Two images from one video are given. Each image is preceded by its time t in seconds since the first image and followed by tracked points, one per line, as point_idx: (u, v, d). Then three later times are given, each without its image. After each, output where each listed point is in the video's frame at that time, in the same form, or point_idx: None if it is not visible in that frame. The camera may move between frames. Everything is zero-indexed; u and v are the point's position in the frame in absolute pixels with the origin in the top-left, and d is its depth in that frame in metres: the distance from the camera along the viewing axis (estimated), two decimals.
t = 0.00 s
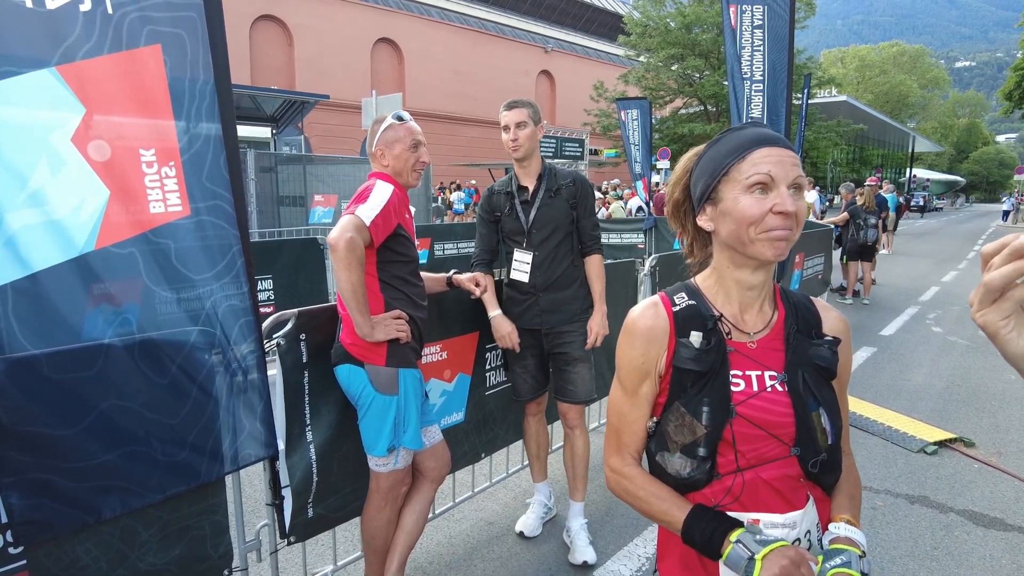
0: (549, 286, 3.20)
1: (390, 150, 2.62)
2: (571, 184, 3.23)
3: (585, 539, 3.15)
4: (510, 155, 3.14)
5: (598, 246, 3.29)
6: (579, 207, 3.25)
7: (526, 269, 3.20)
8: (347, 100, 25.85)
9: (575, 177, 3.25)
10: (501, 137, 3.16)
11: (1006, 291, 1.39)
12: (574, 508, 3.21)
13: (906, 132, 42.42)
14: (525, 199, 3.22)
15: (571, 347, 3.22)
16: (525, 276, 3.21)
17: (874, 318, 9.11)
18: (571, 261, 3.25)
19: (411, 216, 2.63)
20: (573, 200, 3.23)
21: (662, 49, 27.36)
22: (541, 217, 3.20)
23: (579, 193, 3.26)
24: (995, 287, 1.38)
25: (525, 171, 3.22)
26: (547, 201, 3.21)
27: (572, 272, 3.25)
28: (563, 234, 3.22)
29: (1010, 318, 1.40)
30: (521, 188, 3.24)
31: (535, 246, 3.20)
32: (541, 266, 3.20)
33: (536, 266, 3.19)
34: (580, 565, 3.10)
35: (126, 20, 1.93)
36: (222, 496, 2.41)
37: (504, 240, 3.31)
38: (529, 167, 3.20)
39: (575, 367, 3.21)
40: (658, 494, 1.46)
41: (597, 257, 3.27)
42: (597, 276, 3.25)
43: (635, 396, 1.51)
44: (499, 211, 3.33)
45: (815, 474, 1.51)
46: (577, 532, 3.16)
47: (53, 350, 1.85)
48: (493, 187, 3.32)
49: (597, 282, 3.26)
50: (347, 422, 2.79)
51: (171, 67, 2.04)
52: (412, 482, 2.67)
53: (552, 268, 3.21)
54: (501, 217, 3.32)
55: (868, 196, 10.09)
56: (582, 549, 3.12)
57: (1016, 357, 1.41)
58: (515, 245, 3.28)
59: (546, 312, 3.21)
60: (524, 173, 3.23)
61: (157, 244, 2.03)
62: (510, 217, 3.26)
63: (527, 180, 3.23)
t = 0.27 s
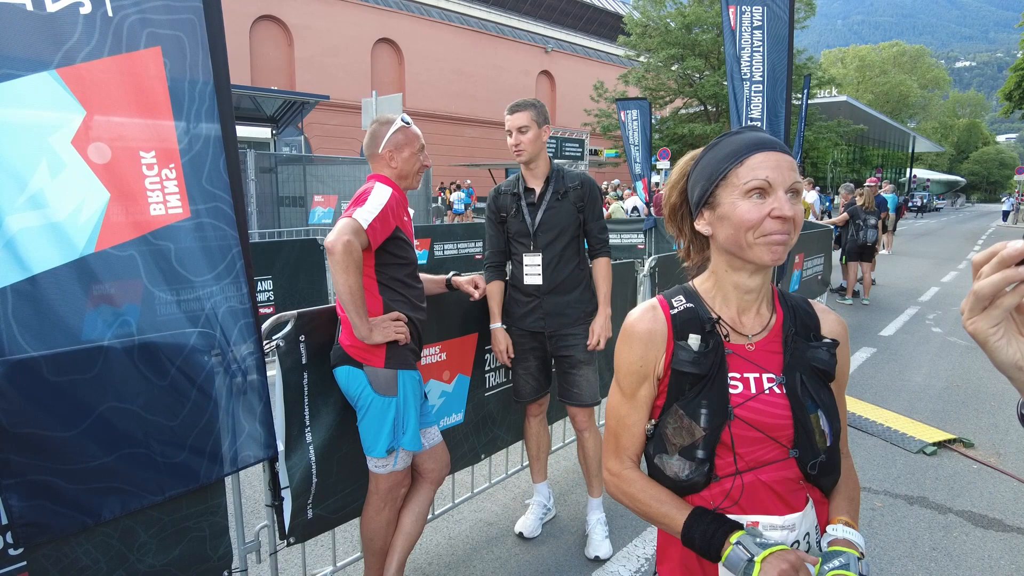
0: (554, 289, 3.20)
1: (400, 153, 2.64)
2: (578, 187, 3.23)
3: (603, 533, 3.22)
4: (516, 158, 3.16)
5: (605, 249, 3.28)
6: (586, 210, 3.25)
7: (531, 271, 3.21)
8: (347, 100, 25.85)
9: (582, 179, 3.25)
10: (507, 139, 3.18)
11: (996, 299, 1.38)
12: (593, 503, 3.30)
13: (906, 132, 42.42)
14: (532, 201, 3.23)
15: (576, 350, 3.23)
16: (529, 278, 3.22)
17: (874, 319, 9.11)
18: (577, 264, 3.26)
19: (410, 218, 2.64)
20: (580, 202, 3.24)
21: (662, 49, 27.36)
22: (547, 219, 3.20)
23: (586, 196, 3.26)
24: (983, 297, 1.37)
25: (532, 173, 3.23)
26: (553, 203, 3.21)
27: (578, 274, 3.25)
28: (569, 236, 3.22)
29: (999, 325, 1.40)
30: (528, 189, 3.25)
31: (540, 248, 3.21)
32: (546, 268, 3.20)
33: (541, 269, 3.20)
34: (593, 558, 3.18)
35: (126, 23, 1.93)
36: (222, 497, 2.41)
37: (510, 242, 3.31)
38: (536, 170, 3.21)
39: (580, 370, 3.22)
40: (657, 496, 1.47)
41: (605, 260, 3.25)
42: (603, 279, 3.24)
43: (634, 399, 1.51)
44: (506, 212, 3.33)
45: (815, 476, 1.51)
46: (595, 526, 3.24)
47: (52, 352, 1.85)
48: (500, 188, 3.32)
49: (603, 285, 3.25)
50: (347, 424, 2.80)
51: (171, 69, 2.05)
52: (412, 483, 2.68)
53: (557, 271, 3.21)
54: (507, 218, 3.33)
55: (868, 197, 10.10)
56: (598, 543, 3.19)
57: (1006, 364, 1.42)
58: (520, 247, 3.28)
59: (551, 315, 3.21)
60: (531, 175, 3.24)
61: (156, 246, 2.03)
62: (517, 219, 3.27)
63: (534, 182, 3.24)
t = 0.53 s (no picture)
0: (560, 292, 3.19)
1: (405, 156, 2.63)
2: (590, 189, 3.17)
3: (604, 535, 3.22)
4: (526, 159, 3.15)
5: (617, 253, 3.22)
6: (597, 212, 3.18)
7: (537, 273, 3.21)
8: (347, 100, 25.85)
9: (595, 181, 3.18)
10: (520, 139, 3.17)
11: (986, 307, 1.41)
12: (594, 505, 3.29)
13: (906, 132, 42.39)
14: (542, 202, 3.21)
15: (582, 355, 3.22)
16: (535, 279, 3.22)
17: (874, 319, 9.10)
18: (586, 266, 3.22)
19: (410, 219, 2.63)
20: (592, 205, 3.16)
21: (662, 49, 27.35)
22: (556, 221, 3.18)
23: (599, 197, 3.19)
24: (973, 305, 1.40)
25: (543, 174, 3.21)
26: (563, 205, 3.18)
27: (587, 278, 3.22)
28: (578, 239, 3.18)
29: (990, 333, 1.44)
30: (538, 190, 3.23)
31: (548, 250, 3.19)
32: (551, 271, 3.18)
33: (547, 271, 3.18)
34: (594, 559, 3.18)
35: (125, 23, 1.93)
36: (221, 499, 2.41)
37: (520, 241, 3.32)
38: (546, 171, 3.18)
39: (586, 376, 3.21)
40: (657, 499, 1.46)
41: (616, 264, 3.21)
42: (612, 284, 3.20)
43: (634, 400, 1.51)
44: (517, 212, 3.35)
45: (817, 478, 1.50)
46: (596, 527, 3.23)
47: (51, 353, 1.84)
48: (512, 186, 3.32)
49: (611, 289, 3.21)
50: (346, 425, 2.79)
51: (170, 69, 2.04)
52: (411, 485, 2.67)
53: (564, 274, 3.18)
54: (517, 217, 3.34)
55: (868, 197, 10.09)
56: (599, 545, 3.19)
57: (997, 371, 1.46)
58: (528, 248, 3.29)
59: (557, 318, 3.21)
60: (543, 176, 3.22)
61: (156, 247, 2.03)
62: (526, 219, 3.27)
63: (546, 183, 3.22)
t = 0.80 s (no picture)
0: (567, 294, 3.21)
1: (403, 157, 2.64)
2: (602, 191, 3.15)
3: (602, 535, 3.22)
4: (538, 160, 3.18)
5: (626, 256, 3.19)
6: (609, 214, 3.15)
7: (548, 274, 3.25)
8: (347, 100, 25.85)
9: (607, 183, 3.16)
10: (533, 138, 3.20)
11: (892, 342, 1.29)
12: (593, 505, 3.30)
13: (906, 132, 42.38)
14: (554, 203, 3.24)
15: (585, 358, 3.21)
16: (546, 280, 3.26)
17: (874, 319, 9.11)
18: (596, 269, 3.21)
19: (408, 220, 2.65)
20: (603, 206, 3.14)
21: (662, 49, 27.35)
22: (566, 222, 3.19)
23: (611, 199, 3.16)
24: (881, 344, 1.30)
25: (556, 175, 3.23)
26: (574, 206, 3.19)
27: (596, 280, 3.22)
28: (588, 241, 3.18)
29: (904, 365, 1.29)
30: (551, 191, 3.27)
31: (558, 251, 3.22)
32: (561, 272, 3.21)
33: (557, 272, 3.22)
34: (592, 560, 3.19)
35: (125, 24, 1.93)
36: (221, 499, 2.42)
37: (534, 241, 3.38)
38: (559, 172, 3.21)
39: (590, 380, 3.18)
40: (652, 501, 1.47)
41: (626, 268, 3.17)
42: (620, 288, 3.16)
43: (630, 402, 1.51)
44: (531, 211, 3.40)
45: (810, 481, 1.51)
46: (595, 528, 3.24)
47: (51, 354, 1.85)
48: (527, 186, 3.38)
49: (619, 293, 3.18)
50: (345, 425, 2.80)
51: (170, 71, 2.05)
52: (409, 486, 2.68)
53: (573, 276, 3.20)
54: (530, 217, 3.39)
55: (868, 197, 10.11)
56: (597, 545, 3.20)
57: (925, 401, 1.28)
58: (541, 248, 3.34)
59: (563, 319, 3.23)
60: (556, 176, 3.24)
61: (155, 248, 2.03)
62: (537, 219, 3.31)
63: (558, 183, 3.25)
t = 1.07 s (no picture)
0: (574, 296, 3.22)
1: (398, 157, 2.65)
2: (612, 194, 3.15)
3: (599, 535, 3.24)
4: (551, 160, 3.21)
5: (637, 260, 3.15)
6: (618, 217, 3.15)
7: (557, 276, 3.28)
8: (347, 100, 25.87)
9: (618, 186, 3.15)
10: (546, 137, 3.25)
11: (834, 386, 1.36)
12: (591, 505, 3.32)
13: (907, 132, 42.38)
14: (564, 204, 3.27)
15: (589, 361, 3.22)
16: (554, 281, 3.29)
17: (873, 320, 9.12)
18: (605, 272, 3.21)
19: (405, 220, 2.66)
20: (613, 209, 3.15)
21: (662, 49, 27.36)
22: (575, 224, 3.22)
23: (622, 202, 3.15)
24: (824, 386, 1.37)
25: (568, 176, 3.26)
26: (583, 208, 3.20)
27: (604, 284, 3.21)
28: (597, 244, 3.19)
29: (848, 404, 1.35)
30: (562, 192, 3.30)
31: (567, 253, 3.24)
32: (569, 274, 3.23)
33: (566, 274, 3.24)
34: (589, 559, 3.20)
35: (125, 27, 1.95)
36: (219, 499, 2.43)
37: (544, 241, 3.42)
38: (570, 173, 3.22)
39: (592, 383, 3.20)
40: (643, 497, 1.48)
41: (636, 272, 3.15)
42: (627, 292, 3.15)
43: (621, 400, 1.52)
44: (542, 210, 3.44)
45: (800, 478, 1.52)
46: (592, 528, 3.26)
47: (51, 355, 1.87)
48: (541, 186, 3.44)
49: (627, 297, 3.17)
50: (343, 425, 2.81)
51: (169, 73, 2.07)
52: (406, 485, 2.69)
53: (581, 278, 3.21)
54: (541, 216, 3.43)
55: (867, 197, 10.12)
56: (594, 545, 3.21)
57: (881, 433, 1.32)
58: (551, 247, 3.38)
59: (569, 321, 3.24)
60: (568, 177, 3.27)
61: (155, 249, 2.05)
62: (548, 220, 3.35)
63: (570, 184, 3.27)
